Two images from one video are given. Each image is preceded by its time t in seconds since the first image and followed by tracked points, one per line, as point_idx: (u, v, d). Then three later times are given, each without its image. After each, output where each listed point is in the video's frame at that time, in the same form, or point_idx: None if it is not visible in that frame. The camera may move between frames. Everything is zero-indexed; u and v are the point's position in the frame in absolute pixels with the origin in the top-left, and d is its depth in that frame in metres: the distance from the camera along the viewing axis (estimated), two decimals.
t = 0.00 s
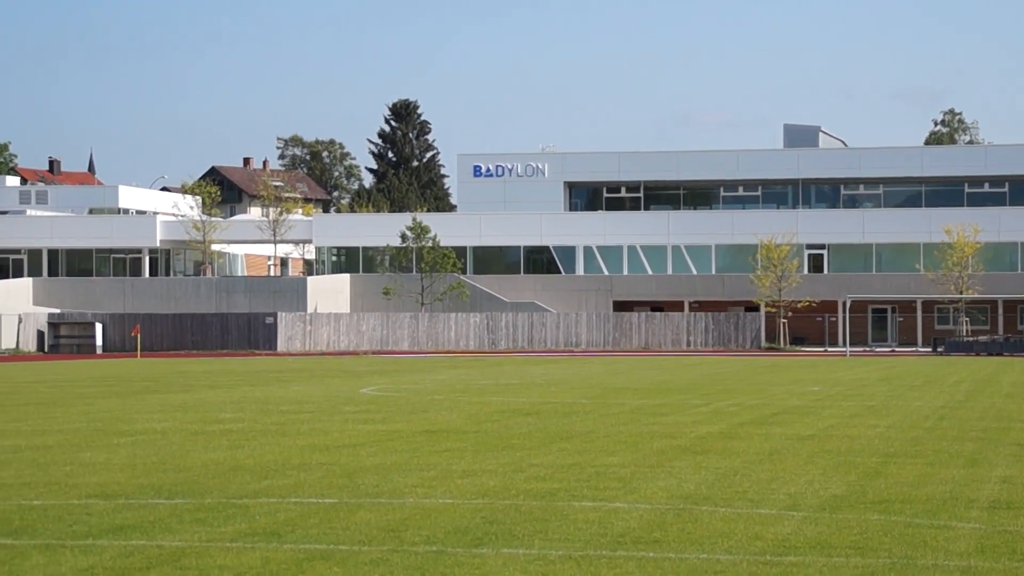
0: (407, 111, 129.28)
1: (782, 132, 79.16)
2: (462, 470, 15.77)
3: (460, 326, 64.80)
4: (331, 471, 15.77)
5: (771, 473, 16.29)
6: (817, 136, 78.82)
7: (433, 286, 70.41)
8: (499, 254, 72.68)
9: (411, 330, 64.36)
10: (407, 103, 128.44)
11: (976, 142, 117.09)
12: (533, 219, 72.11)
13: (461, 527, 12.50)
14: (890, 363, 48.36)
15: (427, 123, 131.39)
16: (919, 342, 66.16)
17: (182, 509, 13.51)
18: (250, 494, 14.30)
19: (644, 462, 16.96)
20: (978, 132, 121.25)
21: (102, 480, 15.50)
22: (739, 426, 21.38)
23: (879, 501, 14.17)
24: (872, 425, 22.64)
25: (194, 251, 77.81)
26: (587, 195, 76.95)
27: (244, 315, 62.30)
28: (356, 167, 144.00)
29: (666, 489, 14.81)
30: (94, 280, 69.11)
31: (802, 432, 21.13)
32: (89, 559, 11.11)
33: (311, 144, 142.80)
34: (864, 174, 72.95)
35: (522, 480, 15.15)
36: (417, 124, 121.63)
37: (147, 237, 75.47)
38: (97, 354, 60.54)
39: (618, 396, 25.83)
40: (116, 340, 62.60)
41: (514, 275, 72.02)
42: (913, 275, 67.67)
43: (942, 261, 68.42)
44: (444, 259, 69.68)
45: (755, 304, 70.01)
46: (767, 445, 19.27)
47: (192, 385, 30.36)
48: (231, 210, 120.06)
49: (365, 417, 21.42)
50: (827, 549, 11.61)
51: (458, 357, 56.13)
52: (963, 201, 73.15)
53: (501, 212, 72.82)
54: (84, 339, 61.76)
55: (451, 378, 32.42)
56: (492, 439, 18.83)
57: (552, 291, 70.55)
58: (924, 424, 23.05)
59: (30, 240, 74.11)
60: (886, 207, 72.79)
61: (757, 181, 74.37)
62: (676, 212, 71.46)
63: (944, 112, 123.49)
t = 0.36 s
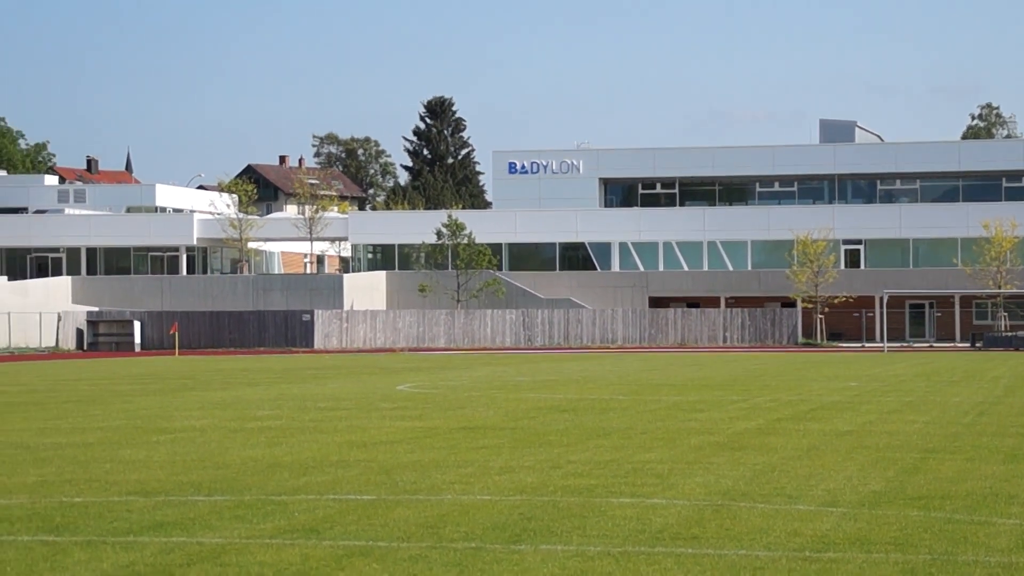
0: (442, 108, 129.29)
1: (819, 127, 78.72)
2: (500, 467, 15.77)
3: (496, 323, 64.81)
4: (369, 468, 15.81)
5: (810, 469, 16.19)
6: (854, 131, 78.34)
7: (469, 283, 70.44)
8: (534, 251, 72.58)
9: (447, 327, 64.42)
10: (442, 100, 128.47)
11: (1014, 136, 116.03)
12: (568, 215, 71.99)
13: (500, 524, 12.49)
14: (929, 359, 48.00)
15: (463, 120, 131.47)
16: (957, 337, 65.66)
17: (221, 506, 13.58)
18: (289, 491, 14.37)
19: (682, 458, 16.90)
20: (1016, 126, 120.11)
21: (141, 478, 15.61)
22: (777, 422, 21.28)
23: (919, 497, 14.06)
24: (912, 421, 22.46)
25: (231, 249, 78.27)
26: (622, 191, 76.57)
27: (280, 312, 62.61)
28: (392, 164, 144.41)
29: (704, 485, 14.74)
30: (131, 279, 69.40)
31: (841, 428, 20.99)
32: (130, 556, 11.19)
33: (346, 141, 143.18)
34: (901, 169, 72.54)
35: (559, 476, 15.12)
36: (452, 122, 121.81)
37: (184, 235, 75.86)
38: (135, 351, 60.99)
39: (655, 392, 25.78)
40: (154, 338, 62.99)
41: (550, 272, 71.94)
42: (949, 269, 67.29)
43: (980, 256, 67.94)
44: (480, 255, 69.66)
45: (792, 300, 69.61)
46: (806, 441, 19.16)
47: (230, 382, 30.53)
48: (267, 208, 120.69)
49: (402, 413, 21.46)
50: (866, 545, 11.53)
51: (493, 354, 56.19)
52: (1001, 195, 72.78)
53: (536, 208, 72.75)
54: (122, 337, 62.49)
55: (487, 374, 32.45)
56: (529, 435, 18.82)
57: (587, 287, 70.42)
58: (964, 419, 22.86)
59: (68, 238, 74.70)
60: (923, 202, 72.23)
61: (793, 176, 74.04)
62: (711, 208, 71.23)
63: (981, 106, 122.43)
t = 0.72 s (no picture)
0: (475, 104, 129.26)
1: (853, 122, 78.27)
2: (532, 462, 15.79)
3: (529, 318, 64.80)
4: (402, 463, 15.85)
5: (844, 465, 16.11)
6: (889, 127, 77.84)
7: (502, 279, 70.41)
8: (567, 246, 72.47)
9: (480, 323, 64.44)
10: (475, 95, 128.45)
11: None
12: (602, 210, 71.87)
13: (532, 520, 12.50)
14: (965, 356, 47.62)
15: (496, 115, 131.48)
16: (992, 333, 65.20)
17: (255, 501, 13.65)
18: (322, 486, 14.43)
19: (716, 454, 16.87)
20: None
21: (176, 472, 15.72)
22: (812, 419, 21.19)
23: (955, 494, 13.96)
24: (948, 418, 22.31)
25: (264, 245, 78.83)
26: (655, 186, 76.63)
27: (314, 307, 62.86)
28: (425, 159, 144.61)
29: (738, 482, 14.71)
30: (165, 274, 69.64)
31: (875, 425, 20.88)
32: (165, 550, 11.27)
33: (379, 137, 143.42)
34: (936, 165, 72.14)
35: (592, 472, 15.12)
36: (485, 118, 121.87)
37: (218, 230, 76.34)
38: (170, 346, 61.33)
39: (688, 388, 25.73)
40: (188, 333, 63.23)
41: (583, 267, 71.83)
42: (985, 266, 66.75)
43: (1015, 253, 67.42)
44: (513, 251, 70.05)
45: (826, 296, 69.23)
46: (839, 437, 19.08)
47: (264, 377, 30.66)
48: (301, 203, 121.16)
49: (435, 409, 21.50)
50: (901, 542, 11.45)
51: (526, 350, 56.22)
52: None
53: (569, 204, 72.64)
54: (157, 332, 62.85)
55: (519, 370, 32.48)
56: (562, 431, 18.81)
57: (620, 283, 70.29)
58: (999, 416, 22.68)
59: (103, 234, 75.18)
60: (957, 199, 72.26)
61: (826, 173, 73.87)
62: (745, 204, 70.96)
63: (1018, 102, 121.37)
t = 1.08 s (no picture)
0: (515, 102, 129.15)
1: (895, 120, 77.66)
2: (573, 460, 15.79)
3: (568, 316, 64.76)
4: (444, 460, 15.89)
5: (887, 464, 16.01)
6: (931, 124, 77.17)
7: (542, 277, 70.36)
8: (607, 243, 72.37)
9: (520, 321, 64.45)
10: (515, 93, 128.44)
11: None
12: (641, 208, 71.74)
13: (574, 517, 12.50)
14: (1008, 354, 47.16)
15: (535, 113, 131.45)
16: None
17: (297, 497, 13.73)
18: (364, 483, 14.49)
19: (757, 452, 16.80)
20: None
21: (218, 468, 15.84)
22: (853, 417, 21.05)
23: (999, 494, 13.83)
24: (992, 417, 22.09)
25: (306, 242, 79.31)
26: (695, 184, 76.28)
27: (354, 304, 63.12)
28: (465, 157, 144.82)
29: (779, 480, 14.64)
30: (208, 271, 70.25)
31: (918, 423, 20.70)
32: (208, 546, 11.35)
33: (419, 135, 143.74)
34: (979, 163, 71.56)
35: (634, 470, 15.10)
36: (524, 115, 121.87)
37: (259, 228, 76.82)
38: (212, 343, 61.78)
39: (728, 386, 25.63)
40: (230, 330, 63.64)
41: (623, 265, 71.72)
42: None
43: None
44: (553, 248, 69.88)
45: (867, 294, 68.81)
46: (882, 436, 18.94)
47: (306, 374, 30.84)
48: (341, 201, 121.70)
49: (475, 407, 21.53)
50: (945, 543, 11.36)
51: (564, 348, 56.22)
52: None
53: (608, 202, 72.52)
54: (199, 328, 63.34)
55: (559, 367, 32.48)
56: (602, 429, 18.80)
57: (660, 281, 70.06)
58: None
59: (145, 231, 75.84)
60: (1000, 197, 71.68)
61: (867, 170, 73.44)
62: (786, 202, 70.60)
63: None
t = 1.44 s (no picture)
0: (566, 103, 129.22)
1: (948, 121, 76.92)
2: (624, 461, 15.78)
3: (619, 318, 64.64)
4: (495, 461, 15.92)
5: (940, 467, 15.86)
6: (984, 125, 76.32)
7: (593, 278, 70.17)
8: (658, 246, 72.17)
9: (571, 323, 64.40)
10: (566, 95, 128.49)
11: None
12: (693, 210, 71.45)
13: (627, 519, 12.50)
14: None
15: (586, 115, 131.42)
16: None
17: (350, 498, 13.85)
18: (415, 484, 14.57)
19: (810, 455, 16.70)
20: None
21: (271, 469, 15.97)
22: (907, 420, 20.86)
23: None
24: None
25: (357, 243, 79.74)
26: (746, 186, 75.80)
27: (405, 306, 63.42)
28: (516, 159, 144.99)
29: (833, 482, 14.55)
30: (260, 274, 70.66)
31: (973, 427, 20.47)
32: (261, 547, 11.45)
33: (471, 137, 144.08)
34: None
35: (686, 472, 15.07)
36: (574, 117, 121.90)
37: (311, 231, 77.28)
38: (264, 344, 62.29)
39: (780, 388, 25.48)
40: (282, 331, 64.14)
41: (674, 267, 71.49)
42: None
43: None
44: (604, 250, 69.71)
45: (920, 297, 68.15)
46: (935, 438, 18.76)
47: (358, 375, 31.02)
48: (393, 202, 122.29)
49: (527, 408, 21.56)
50: (1001, 547, 11.22)
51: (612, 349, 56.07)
52: None
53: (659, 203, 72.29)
54: (251, 330, 63.90)
55: (609, 369, 32.43)
56: (653, 431, 18.75)
57: (711, 283, 69.68)
58: None
59: (198, 233, 76.55)
60: None
61: (920, 172, 72.82)
62: (838, 204, 70.15)
63: None
